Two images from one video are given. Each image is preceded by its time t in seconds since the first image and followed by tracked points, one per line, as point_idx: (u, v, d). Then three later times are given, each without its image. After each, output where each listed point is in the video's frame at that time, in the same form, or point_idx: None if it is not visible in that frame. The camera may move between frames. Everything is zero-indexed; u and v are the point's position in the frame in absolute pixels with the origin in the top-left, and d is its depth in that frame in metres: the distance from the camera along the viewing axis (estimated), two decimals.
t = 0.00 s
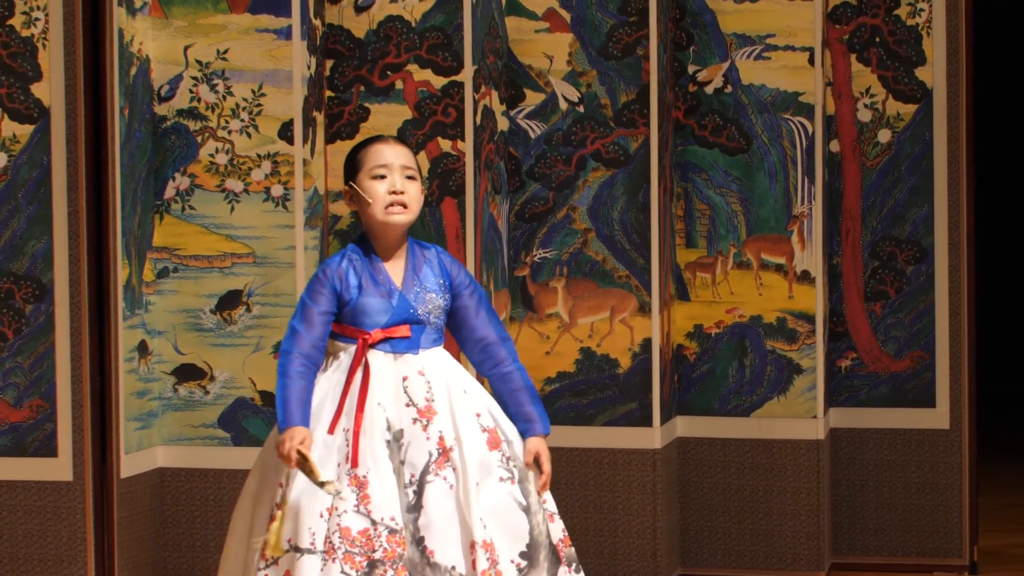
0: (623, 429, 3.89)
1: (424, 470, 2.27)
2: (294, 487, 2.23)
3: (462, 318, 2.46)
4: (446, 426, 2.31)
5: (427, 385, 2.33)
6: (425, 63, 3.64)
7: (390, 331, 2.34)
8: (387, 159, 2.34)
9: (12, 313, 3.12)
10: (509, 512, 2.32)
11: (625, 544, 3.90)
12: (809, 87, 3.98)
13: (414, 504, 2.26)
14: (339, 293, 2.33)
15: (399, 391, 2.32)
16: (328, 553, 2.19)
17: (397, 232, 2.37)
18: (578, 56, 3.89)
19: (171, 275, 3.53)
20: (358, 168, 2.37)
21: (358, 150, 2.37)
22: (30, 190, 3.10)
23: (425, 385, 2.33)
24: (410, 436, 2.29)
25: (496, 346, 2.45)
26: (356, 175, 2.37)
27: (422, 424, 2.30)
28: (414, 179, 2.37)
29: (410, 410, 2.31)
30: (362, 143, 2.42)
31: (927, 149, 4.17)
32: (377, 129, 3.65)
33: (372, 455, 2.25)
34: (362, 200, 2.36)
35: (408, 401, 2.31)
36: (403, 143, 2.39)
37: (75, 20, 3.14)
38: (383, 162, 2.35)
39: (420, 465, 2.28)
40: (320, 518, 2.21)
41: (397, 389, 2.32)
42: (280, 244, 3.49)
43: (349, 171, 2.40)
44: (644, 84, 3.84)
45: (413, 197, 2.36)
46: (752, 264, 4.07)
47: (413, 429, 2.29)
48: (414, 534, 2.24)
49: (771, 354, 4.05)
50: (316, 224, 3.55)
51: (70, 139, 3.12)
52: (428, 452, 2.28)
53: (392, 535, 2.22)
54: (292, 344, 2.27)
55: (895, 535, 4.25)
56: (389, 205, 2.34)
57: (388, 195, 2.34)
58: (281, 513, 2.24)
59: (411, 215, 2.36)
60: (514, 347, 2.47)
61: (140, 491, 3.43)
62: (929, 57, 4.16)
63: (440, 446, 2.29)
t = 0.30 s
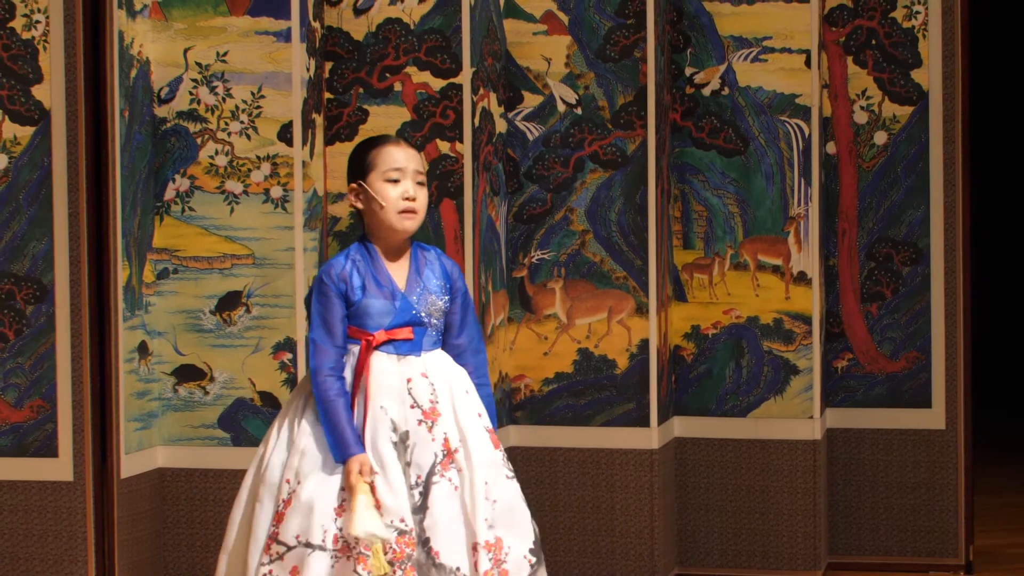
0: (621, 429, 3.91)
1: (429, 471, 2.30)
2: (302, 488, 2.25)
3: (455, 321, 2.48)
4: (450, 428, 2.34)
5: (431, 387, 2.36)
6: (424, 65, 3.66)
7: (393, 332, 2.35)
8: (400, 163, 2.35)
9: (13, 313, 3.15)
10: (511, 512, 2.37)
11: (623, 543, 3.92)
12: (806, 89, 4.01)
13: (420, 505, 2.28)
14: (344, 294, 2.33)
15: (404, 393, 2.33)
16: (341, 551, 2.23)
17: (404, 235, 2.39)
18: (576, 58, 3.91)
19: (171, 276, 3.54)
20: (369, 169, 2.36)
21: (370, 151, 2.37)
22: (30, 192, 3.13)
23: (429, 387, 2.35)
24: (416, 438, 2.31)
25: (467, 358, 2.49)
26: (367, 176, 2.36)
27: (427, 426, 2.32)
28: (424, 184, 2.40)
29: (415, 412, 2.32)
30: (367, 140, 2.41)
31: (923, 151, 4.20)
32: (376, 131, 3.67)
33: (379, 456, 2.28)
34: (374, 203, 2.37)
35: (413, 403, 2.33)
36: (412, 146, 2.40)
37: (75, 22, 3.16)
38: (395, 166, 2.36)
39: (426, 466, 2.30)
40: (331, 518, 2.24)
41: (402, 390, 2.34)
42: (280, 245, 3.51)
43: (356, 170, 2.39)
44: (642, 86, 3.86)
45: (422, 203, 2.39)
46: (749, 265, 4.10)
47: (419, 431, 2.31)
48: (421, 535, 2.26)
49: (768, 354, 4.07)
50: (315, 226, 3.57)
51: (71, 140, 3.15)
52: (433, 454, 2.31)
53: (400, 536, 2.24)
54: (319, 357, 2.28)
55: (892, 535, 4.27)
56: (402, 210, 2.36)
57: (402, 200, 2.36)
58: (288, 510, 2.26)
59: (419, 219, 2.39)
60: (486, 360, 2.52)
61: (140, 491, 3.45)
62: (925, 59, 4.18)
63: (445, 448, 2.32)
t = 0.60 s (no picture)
0: (618, 429, 3.93)
1: (431, 467, 2.33)
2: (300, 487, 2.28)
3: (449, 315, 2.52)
4: (448, 423, 2.38)
5: (430, 383, 2.39)
6: (422, 67, 3.68)
7: (393, 328, 2.38)
8: (403, 175, 2.39)
9: (13, 314, 3.13)
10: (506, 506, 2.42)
11: (621, 542, 3.94)
12: (802, 91, 4.03)
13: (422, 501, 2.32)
14: (341, 289, 2.35)
15: (405, 389, 2.36)
16: (342, 550, 2.25)
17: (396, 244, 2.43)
18: (574, 61, 3.93)
19: (171, 277, 3.56)
20: (371, 175, 2.39)
21: (372, 156, 2.39)
22: (31, 193, 3.12)
23: (428, 382, 2.38)
24: (417, 433, 2.34)
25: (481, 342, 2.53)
26: (368, 182, 2.39)
27: (428, 421, 2.35)
28: (422, 195, 2.43)
29: (416, 407, 2.35)
30: (367, 140, 2.43)
31: (919, 152, 4.22)
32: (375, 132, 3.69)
33: (382, 453, 2.30)
34: (372, 210, 2.40)
35: (413, 398, 2.36)
36: (415, 154, 2.43)
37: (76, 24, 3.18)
38: (397, 175, 2.39)
39: (427, 461, 2.33)
40: (330, 516, 2.26)
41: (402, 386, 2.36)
42: (280, 246, 3.53)
43: (356, 172, 2.41)
44: (639, 88, 3.88)
45: (418, 214, 2.43)
46: (746, 266, 4.12)
47: (420, 426, 2.34)
48: (423, 530, 2.32)
49: (765, 355, 4.09)
50: (314, 227, 3.60)
51: (72, 140, 3.16)
52: (435, 449, 2.34)
53: (402, 533, 2.27)
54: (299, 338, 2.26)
55: (888, 534, 4.29)
56: (399, 222, 2.40)
57: (400, 212, 2.39)
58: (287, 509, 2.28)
59: (413, 229, 2.44)
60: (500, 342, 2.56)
61: (140, 491, 3.47)
62: (921, 61, 4.20)
63: (445, 444, 2.36)
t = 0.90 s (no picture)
0: (616, 429, 3.95)
1: (424, 469, 2.36)
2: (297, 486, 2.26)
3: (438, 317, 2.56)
4: (441, 425, 2.41)
5: (421, 385, 2.42)
6: (421, 69, 3.69)
7: (385, 331, 2.42)
8: (392, 176, 2.42)
9: (14, 314, 3.16)
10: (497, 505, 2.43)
11: (619, 541, 3.96)
12: (799, 93, 4.05)
13: (415, 503, 2.34)
14: (333, 292, 2.37)
15: (397, 391, 2.39)
16: (339, 552, 2.25)
17: (388, 245, 2.46)
18: (572, 63, 3.95)
19: (171, 278, 3.57)
20: (361, 178, 2.42)
21: (362, 159, 2.42)
22: (32, 194, 3.14)
23: (420, 385, 2.42)
24: (410, 436, 2.37)
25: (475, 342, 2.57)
26: (359, 185, 2.42)
27: (421, 424, 2.38)
28: (411, 194, 2.47)
29: (409, 410, 2.38)
30: (354, 143, 2.45)
31: (915, 154, 4.24)
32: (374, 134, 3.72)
33: (377, 455, 2.32)
34: (364, 212, 2.42)
35: (406, 400, 2.39)
36: (402, 154, 2.47)
37: (77, 26, 3.20)
38: (387, 176, 2.42)
39: (420, 463, 2.36)
40: (328, 517, 2.26)
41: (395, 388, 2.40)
42: (279, 247, 3.55)
43: (345, 175, 2.43)
44: (637, 90, 3.91)
45: (409, 213, 2.46)
46: (743, 267, 4.14)
47: (413, 429, 2.37)
48: (419, 532, 2.33)
49: (761, 355, 4.12)
50: (313, 228, 3.62)
51: (72, 141, 3.17)
52: (428, 451, 2.37)
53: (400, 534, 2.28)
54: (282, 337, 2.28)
55: (884, 534, 4.32)
56: (392, 223, 2.43)
57: (393, 213, 2.42)
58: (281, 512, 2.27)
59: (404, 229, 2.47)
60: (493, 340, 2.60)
61: (140, 490, 3.48)
62: (917, 63, 4.23)
63: (438, 445, 2.38)
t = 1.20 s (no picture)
0: (614, 429, 3.97)
1: (419, 468, 2.38)
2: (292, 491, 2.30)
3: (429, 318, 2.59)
4: (434, 424, 2.43)
5: (415, 385, 2.45)
6: (419, 71, 3.72)
7: (380, 330, 2.44)
8: (374, 167, 2.44)
9: (16, 315, 3.25)
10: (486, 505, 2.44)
11: (616, 540, 3.98)
12: (795, 95, 4.08)
13: (411, 502, 2.37)
14: (328, 291, 2.40)
15: (392, 390, 2.42)
16: (337, 551, 2.28)
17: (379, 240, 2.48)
18: (569, 65, 3.98)
19: (171, 279, 3.59)
20: (343, 173, 2.45)
21: (342, 155, 2.46)
22: (33, 195, 3.22)
23: (414, 385, 2.45)
24: (404, 435, 2.39)
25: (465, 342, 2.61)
26: (341, 181, 2.45)
27: (414, 423, 2.40)
28: (396, 185, 2.48)
29: (403, 409, 2.41)
30: (339, 143, 2.49)
31: (911, 155, 4.27)
32: (374, 135, 3.74)
33: (374, 454, 2.34)
34: (350, 207, 2.45)
35: (400, 400, 2.41)
36: (383, 148, 2.49)
37: (77, 28, 3.23)
38: (369, 169, 2.45)
39: (415, 462, 2.38)
40: (325, 517, 2.29)
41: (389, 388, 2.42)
42: (279, 248, 3.57)
43: (330, 174, 2.47)
44: (634, 91, 3.93)
45: (395, 204, 2.47)
46: (739, 267, 4.16)
47: (407, 428, 2.39)
48: (413, 531, 2.35)
49: (758, 355, 4.14)
50: (312, 229, 3.64)
51: (73, 143, 3.22)
52: (422, 450, 2.39)
53: (397, 533, 2.32)
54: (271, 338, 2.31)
55: (879, 533, 4.34)
56: (378, 214, 2.45)
57: (378, 204, 2.44)
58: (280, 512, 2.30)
59: (393, 221, 2.48)
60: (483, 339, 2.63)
61: (140, 490, 3.50)
62: (913, 65, 4.25)
63: (431, 444, 2.41)
